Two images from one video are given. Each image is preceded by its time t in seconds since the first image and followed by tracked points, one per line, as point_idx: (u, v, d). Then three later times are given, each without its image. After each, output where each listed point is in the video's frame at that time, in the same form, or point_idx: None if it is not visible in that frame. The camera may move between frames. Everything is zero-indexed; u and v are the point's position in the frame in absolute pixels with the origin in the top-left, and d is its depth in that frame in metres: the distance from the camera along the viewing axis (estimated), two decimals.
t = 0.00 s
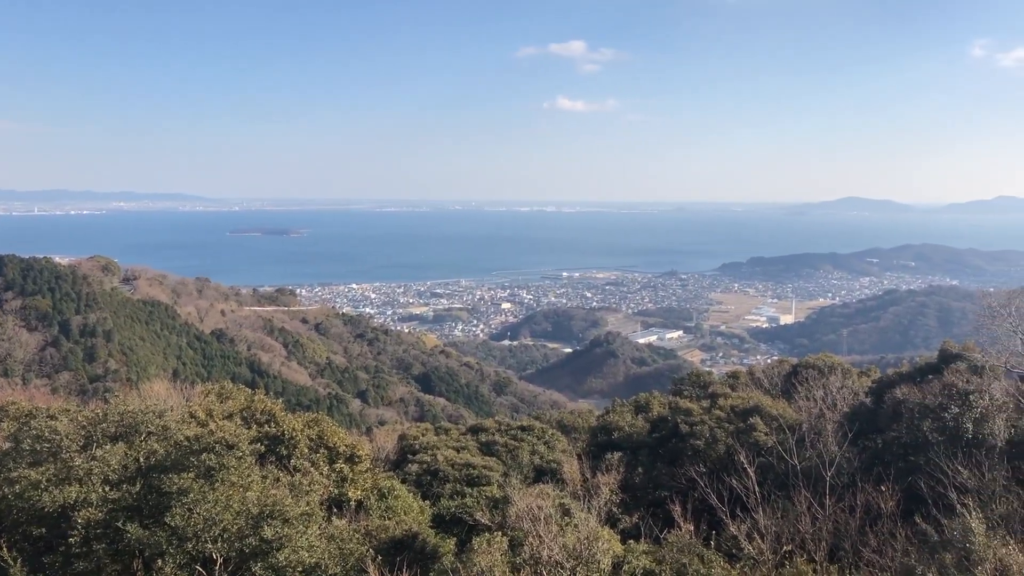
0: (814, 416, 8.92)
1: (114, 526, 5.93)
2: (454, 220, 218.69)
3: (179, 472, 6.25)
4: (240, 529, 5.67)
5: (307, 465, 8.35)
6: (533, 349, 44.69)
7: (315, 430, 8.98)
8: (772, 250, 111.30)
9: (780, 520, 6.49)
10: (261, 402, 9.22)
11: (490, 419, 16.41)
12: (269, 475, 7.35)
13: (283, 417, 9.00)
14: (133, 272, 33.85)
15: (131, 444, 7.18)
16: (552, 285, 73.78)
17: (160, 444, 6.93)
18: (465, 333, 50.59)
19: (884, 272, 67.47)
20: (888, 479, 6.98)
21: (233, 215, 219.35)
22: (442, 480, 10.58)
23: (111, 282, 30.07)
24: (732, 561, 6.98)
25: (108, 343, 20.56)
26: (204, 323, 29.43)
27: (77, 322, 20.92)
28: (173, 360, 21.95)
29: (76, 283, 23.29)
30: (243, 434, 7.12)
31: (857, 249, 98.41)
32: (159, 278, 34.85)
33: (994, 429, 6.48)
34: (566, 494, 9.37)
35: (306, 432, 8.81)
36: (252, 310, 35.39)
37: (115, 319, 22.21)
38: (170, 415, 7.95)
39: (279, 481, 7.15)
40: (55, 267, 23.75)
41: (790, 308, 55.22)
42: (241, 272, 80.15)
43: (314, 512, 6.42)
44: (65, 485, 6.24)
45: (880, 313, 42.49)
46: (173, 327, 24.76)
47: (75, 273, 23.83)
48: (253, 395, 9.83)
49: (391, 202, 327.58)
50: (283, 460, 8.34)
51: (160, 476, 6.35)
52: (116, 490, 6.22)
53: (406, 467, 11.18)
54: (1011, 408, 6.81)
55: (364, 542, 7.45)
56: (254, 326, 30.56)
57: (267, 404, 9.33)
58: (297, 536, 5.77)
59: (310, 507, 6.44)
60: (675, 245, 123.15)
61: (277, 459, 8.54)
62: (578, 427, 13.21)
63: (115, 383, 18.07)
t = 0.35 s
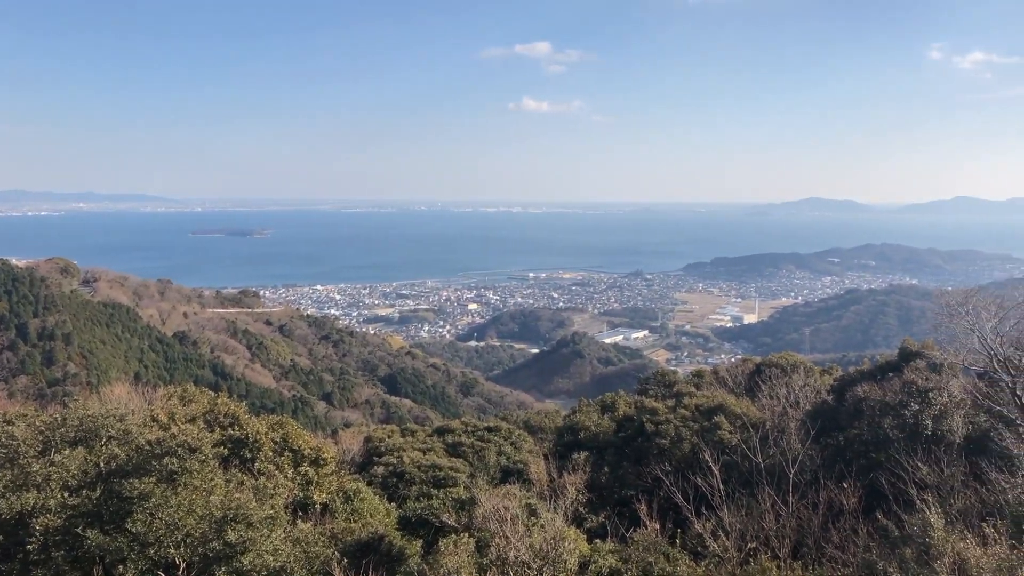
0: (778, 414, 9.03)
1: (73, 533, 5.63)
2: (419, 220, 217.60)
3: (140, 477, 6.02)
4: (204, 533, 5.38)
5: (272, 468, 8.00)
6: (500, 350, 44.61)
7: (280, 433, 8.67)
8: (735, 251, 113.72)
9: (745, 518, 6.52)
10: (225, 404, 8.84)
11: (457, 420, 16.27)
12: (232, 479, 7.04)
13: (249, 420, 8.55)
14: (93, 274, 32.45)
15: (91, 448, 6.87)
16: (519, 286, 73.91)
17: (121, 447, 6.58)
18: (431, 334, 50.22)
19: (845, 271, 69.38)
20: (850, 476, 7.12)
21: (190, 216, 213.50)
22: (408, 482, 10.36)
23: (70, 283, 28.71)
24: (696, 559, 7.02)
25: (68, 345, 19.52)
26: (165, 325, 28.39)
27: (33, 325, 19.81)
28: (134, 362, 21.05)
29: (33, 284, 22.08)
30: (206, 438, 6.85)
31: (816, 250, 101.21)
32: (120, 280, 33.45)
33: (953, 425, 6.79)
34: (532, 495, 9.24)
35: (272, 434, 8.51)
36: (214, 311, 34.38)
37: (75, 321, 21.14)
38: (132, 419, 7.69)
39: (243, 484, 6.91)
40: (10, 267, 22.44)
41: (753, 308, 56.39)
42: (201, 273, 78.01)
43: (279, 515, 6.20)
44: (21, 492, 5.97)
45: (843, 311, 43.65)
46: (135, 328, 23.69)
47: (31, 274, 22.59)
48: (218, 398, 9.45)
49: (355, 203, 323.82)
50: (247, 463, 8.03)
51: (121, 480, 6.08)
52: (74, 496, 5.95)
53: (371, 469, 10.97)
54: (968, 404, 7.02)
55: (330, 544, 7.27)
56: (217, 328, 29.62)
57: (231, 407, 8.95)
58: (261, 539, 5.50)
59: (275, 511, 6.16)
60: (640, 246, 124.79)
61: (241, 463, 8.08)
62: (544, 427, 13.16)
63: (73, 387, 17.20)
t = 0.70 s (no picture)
0: (737, 411, 9.20)
1: (27, 540, 5.52)
2: (379, 220, 215.24)
3: (95, 483, 5.89)
4: (161, 539, 5.35)
5: (231, 471, 7.74)
6: (462, 350, 44.37)
7: (239, 434, 8.35)
8: (693, 251, 116.06)
9: (705, 515, 6.60)
10: (183, 407, 8.48)
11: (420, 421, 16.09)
12: (189, 482, 6.84)
13: (206, 423, 8.26)
14: (44, 275, 30.82)
15: (42, 454, 6.71)
16: (482, 286, 73.77)
17: (75, 453, 6.49)
18: (392, 335, 49.63)
19: (801, 271, 71.46)
20: (808, 472, 7.30)
21: (138, 215, 205.81)
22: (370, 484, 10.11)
23: (18, 284, 27.07)
24: (658, 555, 7.07)
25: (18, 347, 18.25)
26: (121, 328, 27.15)
27: None
28: (88, 364, 19.94)
29: None
30: (163, 441, 6.72)
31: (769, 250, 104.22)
32: (73, 281, 31.83)
33: (906, 422, 7.04)
34: (495, 495, 9.11)
35: (230, 437, 8.17)
36: (170, 312, 33.12)
37: (27, 324, 19.83)
38: (86, 422, 7.48)
39: (201, 488, 6.72)
40: None
41: (711, 307, 57.61)
42: (152, 274, 75.07)
43: (238, 519, 6.07)
44: None
45: (799, 310, 44.95)
46: (89, 331, 22.44)
47: None
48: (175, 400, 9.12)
49: (313, 203, 318.17)
50: (205, 466, 7.75)
51: (75, 486, 5.99)
52: (27, 503, 5.83)
53: (332, 472, 10.65)
54: (922, 400, 7.24)
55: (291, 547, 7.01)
56: (174, 330, 28.53)
57: (187, 410, 8.51)
58: (222, 543, 5.44)
59: (235, 515, 6.07)
60: (600, 246, 126.25)
61: (199, 467, 7.80)
62: (506, 427, 13.08)
63: (26, 392, 16.05)
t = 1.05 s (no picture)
0: (696, 408, 9.33)
1: None
2: (334, 219, 211.45)
3: (46, 488, 5.84)
4: (116, 544, 5.15)
5: (186, 475, 7.59)
6: (422, 350, 43.88)
7: (195, 438, 8.16)
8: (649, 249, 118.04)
9: (663, 511, 6.67)
10: (137, 409, 8.16)
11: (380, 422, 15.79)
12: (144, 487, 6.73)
13: (161, 427, 7.97)
14: None
15: None
16: (442, 285, 73.20)
17: (24, 459, 6.23)
18: (351, 336, 48.71)
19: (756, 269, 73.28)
20: (765, 467, 7.47)
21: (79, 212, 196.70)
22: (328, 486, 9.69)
23: None
24: (616, 552, 7.09)
25: None
26: (73, 330, 25.65)
27: None
28: (37, 366, 18.51)
29: None
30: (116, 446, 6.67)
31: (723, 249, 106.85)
32: (17, 281, 29.89)
33: (860, 417, 7.21)
34: (456, 496, 8.80)
35: (186, 440, 8.02)
36: (122, 313, 31.64)
37: None
38: (36, 426, 7.11)
39: (157, 491, 6.60)
40: None
41: (669, 305, 58.60)
42: (96, 274, 71.77)
43: (194, 522, 5.94)
44: None
45: (756, 307, 46.07)
46: (37, 334, 20.91)
47: None
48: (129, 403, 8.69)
49: (266, 202, 310.40)
50: (160, 470, 7.59)
51: (24, 493, 5.88)
52: None
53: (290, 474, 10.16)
54: (875, 395, 7.48)
55: (247, 550, 6.73)
56: (127, 331, 27.24)
57: (142, 413, 8.18)
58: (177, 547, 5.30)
59: (190, 518, 5.93)
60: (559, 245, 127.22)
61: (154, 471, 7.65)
62: (467, 427, 12.91)
63: None
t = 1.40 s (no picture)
0: (655, 406, 9.45)
1: None
2: (292, 219, 207.49)
3: None
4: (68, 551, 4.93)
5: (144, 479, 7.35)
6: (383, 351, 43.28)
7: (152, 442, 7.88)
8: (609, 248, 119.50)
9: (625, 508, 6.70)
10: (92, 413, 7.97)
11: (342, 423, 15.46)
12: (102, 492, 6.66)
13: (117, 430, 7.80)
14: None
15: None
16: (403, 285, 72.43)
17: None
18: (311, 337, 47.69)
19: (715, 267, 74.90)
20: (724, 463, 7.60)
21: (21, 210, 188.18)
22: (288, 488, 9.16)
23: None
24: (579, 550, 7.09)
25: None
26: (24, 333, 24.25)
27: None
28: None
29: None
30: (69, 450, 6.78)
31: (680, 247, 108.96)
32: None
33: (817, 412, 7.40)
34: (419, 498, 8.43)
35: (143, 443, 7.76)
36: (75, 315, 30.10)
37: None
38: None
39: (112, 497, 6.52)
40: None
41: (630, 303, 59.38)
42: (46, 275, 69.48)
43: (151, 527, 5.79)
44: None
45: (714, 305, 47.07)
46: None
47: None
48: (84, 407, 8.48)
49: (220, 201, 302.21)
50: (116, 475, 7.41)
51: None
52: None
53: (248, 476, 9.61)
54: (831, 390, 7.68)
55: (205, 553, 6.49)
56: (81, 333, 25.91)
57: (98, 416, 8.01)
58: (134, 553, 5.06)
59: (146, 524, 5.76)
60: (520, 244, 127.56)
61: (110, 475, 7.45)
62: (429, 427, 12.72)
63: None
